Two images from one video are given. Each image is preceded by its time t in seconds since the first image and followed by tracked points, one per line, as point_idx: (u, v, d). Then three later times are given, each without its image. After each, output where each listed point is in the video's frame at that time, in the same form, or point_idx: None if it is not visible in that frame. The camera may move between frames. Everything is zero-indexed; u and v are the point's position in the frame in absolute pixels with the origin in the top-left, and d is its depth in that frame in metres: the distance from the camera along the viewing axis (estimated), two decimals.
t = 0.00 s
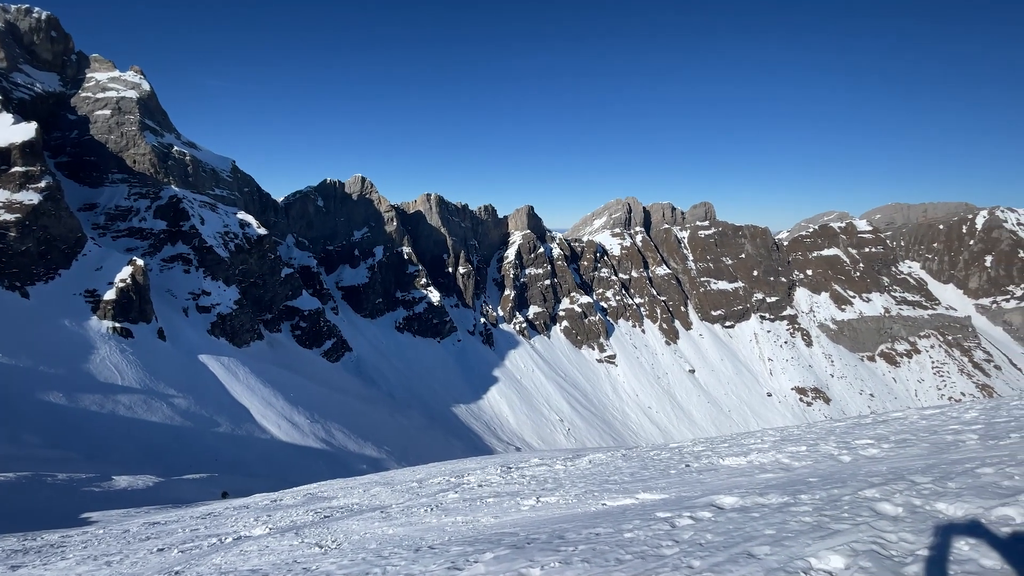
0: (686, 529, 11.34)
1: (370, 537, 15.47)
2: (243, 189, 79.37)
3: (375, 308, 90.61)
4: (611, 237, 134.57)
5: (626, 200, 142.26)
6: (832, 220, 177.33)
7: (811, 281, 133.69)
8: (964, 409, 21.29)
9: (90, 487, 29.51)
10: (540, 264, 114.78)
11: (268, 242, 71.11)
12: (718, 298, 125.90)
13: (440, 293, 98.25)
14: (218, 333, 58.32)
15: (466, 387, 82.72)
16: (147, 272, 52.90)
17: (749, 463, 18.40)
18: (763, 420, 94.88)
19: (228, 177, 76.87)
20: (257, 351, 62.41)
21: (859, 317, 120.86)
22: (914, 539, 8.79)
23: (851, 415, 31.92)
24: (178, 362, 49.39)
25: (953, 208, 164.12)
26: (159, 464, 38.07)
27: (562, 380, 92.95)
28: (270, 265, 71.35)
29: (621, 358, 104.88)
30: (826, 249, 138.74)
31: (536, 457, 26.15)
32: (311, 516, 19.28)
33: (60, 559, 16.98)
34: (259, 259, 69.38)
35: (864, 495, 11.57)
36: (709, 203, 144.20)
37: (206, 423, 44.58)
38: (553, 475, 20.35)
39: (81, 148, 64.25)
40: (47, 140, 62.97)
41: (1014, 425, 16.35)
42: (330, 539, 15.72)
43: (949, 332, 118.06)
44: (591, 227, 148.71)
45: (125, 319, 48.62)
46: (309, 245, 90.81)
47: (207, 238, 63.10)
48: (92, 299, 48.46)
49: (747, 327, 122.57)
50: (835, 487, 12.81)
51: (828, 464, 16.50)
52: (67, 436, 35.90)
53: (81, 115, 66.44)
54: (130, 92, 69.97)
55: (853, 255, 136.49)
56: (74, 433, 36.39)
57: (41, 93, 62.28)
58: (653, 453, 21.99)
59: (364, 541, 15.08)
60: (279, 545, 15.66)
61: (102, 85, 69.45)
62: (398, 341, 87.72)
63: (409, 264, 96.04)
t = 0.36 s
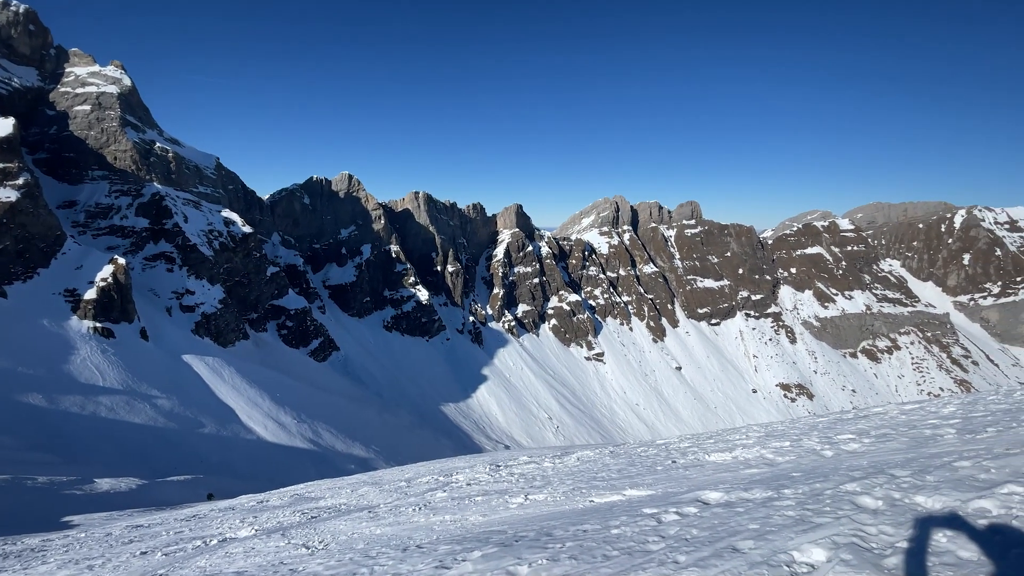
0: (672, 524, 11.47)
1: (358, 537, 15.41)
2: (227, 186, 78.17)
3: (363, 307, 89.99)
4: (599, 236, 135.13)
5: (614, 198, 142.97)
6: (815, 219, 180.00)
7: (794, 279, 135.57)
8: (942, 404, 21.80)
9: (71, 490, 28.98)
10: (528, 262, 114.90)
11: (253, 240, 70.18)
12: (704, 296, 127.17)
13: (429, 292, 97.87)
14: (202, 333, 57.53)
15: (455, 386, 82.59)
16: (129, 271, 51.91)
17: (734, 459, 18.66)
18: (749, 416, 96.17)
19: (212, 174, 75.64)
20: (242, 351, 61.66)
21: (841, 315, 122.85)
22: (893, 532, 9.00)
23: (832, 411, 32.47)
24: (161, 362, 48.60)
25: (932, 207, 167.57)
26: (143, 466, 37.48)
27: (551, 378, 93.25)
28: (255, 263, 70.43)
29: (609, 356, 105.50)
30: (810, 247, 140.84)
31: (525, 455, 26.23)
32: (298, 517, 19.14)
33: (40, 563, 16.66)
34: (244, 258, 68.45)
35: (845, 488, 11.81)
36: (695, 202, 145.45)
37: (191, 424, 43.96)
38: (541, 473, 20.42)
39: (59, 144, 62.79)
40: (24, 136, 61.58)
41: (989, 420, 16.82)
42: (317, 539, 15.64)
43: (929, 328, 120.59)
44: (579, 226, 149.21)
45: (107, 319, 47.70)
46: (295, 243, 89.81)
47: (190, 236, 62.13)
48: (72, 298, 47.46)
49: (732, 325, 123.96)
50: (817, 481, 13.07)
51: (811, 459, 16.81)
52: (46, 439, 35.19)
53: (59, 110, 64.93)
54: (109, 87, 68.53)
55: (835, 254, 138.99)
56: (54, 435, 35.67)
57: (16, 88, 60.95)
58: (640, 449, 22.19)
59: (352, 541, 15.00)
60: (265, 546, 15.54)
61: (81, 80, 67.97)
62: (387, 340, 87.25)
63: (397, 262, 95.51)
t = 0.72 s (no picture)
0: (658, 523, 11.60)
1: (345, 540, 15.33)
2: (213, 186, 77.09)
3: (351, 307, 89.38)
4: (588, 236, 135.72)
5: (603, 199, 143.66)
6: (800, 220, 182.68)
7: (780, 279, 137.35)
8: (923, 402, 22.23)
9: (52, 495, 28.42)
10: (518, 263, 115.02)
11: (240, 240, 69.36)
12: (691, 296, 128.31)
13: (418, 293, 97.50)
14: (187, 335, 56.70)
15: (444, 387, 82.36)
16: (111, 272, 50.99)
17: (720, 458, 18.89)
18: (736, 415, 97.15)
19: (197, 173, 74.52)
20: (228, 353, 60.89)
21: (825, 314, 124.73)
22: (875, 528, 9.17)
23: (815, 410, 33.04)
24: (145, 365, 47.81)
25: (912, 209, 170.92)
26: (126, 470, 36.86)
27: (540, 379, 93.40)
28: (241, 264, 69.63)
29: (598, 356, 106.03)
30: (794, 248, 142.97)
31: (514, 455, 26.27)
32: (285, 520, 18.97)
33: (20, 570, 16.32)
34: (229, 258, 67.59)
35: (829, 485, 12.02)
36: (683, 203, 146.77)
37: (175, 427, 43.30)
38: (530, 473, 20.49)
39: (39, 142, 61.54)
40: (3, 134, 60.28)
41: (968, 417, 17.20)
42: (305, 542, 15.54)
43: (910, 327, 123.00)
44: (568, 227, 149.70)
45: (88, 321, 46.80)
46: (282, 244, 88.86)
47: (175, 236, 61.21)
48: (52, 300, 46.48)
49: (719, 324, 125.13)
50: (801, 479, 13.29)
51: (795, 457, 17.08)
52: (26, 443, 34.45)
53: (39, 108, 63.51)
54: (92, 85, 67.04)
55: (819, 254, 141.41)
56: (33, 440, 34.91)
57: None
58: (628, 449, 22.35)
59: (339, 544, 14.91)
60: (252, 551, 15.39)
61: (63, 77, 66.20)
62: (376, 341, 86.77)
63: (385, 263, 95.00)
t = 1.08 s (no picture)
0: (645, 523, 11.69)
1: (331, 546, 15.16)
2: (195, 187, 75.84)
3: (337, 310, 88.58)
4: (575, 238, 136.37)
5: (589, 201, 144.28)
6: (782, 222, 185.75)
7: (763, 280, 139.33)
8: (901, 401, 22.72)
9: (28, 505, 27.70)
10: (505, 265, 115.08)
11: (223, 242, 68.36)
12: (677, 297, 129.58)
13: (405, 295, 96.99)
14: (169, 339, 55.67)
15: (432, 389, 81.96)
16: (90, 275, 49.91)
17: (706, 457, 19.09)
18: (721, 414, 98.26)
19: (178, 175, 73.24)
20: (211, 357, 59.93)
21: (807, 314, 126.79)
22: (855, 525, 9.36)
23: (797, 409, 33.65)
24: (125, 370, 46.80)
25: (890, 211, 174.65)
26: (106, 478, 36.05)
27: (528, 380, 93.47)
28: (224, 266, 68.70)
29: (586, 357, 106.45)
30: (777, 249, 145.26)
31: (502, 457, 26.24)
32: (270, 527, 18.71)
33: None
34: (212, 261, 66.57)
35: (811, 483, 12.22)
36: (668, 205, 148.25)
37: (157, 433, 42.45)
38: (518, 475, 20.49)
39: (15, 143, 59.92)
40: None
41: (945, 415, 17.61)
42: (290, 549, 15.35)
43: (890, 327, 125.43)
44: (555, 229, 150.19)
45: (66, 326, 45.73)
46: (267, 246, 87.73)
47: (156, 239, 60.12)
48: (28, 304, 45.33)
49: (704, 325, 126.36)
50: (784, 477, 13.50)
51: (779, 456, 17.33)
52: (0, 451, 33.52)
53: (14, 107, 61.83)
54: (70, 84, 65.55)
55: (801, 255, 144.10)
56: (9, 448, 33.99)
57: None
58: (616, 450, 22.49)
59: (325, 550, 14.74)
60: (236, 558, 15.15)
61: (40, 76, 64.73)
62: (362, 344, 86.08)
63: (372, 265, 94.36)
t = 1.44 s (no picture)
0: (633, 522, 11.76)
1: (319, 551, 15.03)
2: (178, 189, 74.65)
3: (324, 312, 87.80)
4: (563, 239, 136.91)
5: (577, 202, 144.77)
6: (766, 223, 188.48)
7: (748, 280, 140.94)
8: (882, 397, 23.18)
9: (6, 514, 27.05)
10: (494, 266, 115.10)
11: (207, 245, 67.42)
12: (664, 297, 130.70)
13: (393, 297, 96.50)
14: (152, 343, 54.72)
15: (421, 392, 81.62)
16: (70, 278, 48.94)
17: (693, 456, 19.26)
18: (709, 413, 99.33)
19: (161, 177, 72.03)
20: (196, 361, 59.09)
21: (791, 314, 128.65)
22: (839, 520, 9.55)
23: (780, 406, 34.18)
24: (107, 375, 45.93)
25: (871, 212, 177.85)
26: (88, 485, 35.37)
27: (518, 381, 93.51)
28: (209, 269, 67.74)
29: (575, 358, 106.89)
30: (762, 249, 147.23)
31: (491, 458, 26.22)
32: (256, 533, 18.49)
33: None
34: (196, 264, 65.61)
35: (796, 480, 12.42)
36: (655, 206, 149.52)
37: (140, 439, 41.71)
38: (507, 477, 20.51)
39: None
40: None
41: (924, 411, 18.01)
42: (277, 555, 15.18)
43: (871, 325, 127.50)
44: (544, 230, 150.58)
45: (46, 330, 44.77)
46: (252, 248, 86.62)
47: (138, 241, 59.11)
48: (6, 308, 44.28)
49: (691, 325, 127.35)
50: (770, 475, 13.69)
51: (764, 453, 17.57)
52: None
53: None
54: (49, 84, 63.96)
55: (785, 255, 146.32)
56: None
57: None
58: (604, 449, 22.62)
59: (313, 555, 14.62)
60: (222, 565, 14.96)
61: (18, 76, 63.14)
62: (350, 346, 85.42)
63: (360, 267, 93.72)
